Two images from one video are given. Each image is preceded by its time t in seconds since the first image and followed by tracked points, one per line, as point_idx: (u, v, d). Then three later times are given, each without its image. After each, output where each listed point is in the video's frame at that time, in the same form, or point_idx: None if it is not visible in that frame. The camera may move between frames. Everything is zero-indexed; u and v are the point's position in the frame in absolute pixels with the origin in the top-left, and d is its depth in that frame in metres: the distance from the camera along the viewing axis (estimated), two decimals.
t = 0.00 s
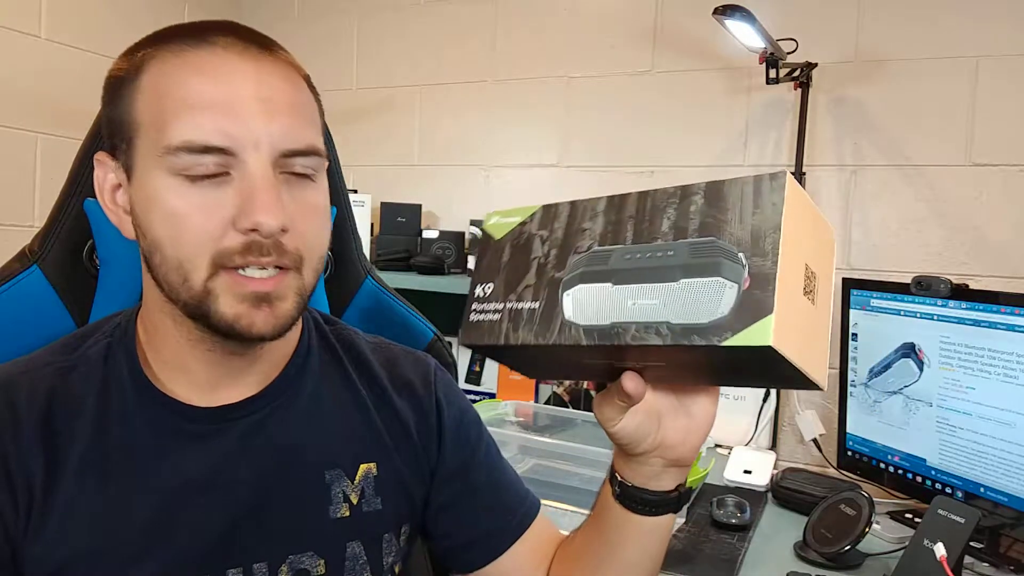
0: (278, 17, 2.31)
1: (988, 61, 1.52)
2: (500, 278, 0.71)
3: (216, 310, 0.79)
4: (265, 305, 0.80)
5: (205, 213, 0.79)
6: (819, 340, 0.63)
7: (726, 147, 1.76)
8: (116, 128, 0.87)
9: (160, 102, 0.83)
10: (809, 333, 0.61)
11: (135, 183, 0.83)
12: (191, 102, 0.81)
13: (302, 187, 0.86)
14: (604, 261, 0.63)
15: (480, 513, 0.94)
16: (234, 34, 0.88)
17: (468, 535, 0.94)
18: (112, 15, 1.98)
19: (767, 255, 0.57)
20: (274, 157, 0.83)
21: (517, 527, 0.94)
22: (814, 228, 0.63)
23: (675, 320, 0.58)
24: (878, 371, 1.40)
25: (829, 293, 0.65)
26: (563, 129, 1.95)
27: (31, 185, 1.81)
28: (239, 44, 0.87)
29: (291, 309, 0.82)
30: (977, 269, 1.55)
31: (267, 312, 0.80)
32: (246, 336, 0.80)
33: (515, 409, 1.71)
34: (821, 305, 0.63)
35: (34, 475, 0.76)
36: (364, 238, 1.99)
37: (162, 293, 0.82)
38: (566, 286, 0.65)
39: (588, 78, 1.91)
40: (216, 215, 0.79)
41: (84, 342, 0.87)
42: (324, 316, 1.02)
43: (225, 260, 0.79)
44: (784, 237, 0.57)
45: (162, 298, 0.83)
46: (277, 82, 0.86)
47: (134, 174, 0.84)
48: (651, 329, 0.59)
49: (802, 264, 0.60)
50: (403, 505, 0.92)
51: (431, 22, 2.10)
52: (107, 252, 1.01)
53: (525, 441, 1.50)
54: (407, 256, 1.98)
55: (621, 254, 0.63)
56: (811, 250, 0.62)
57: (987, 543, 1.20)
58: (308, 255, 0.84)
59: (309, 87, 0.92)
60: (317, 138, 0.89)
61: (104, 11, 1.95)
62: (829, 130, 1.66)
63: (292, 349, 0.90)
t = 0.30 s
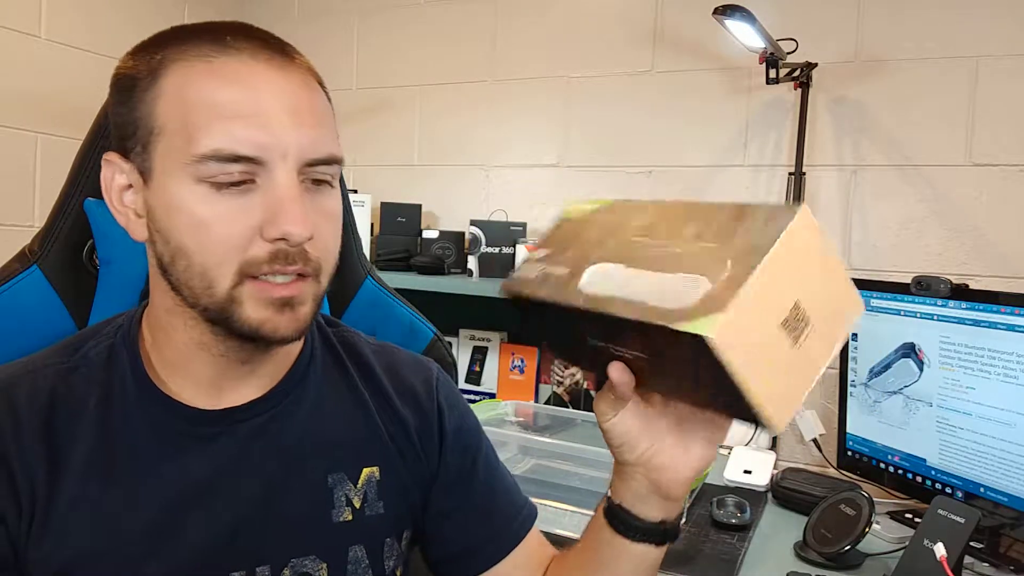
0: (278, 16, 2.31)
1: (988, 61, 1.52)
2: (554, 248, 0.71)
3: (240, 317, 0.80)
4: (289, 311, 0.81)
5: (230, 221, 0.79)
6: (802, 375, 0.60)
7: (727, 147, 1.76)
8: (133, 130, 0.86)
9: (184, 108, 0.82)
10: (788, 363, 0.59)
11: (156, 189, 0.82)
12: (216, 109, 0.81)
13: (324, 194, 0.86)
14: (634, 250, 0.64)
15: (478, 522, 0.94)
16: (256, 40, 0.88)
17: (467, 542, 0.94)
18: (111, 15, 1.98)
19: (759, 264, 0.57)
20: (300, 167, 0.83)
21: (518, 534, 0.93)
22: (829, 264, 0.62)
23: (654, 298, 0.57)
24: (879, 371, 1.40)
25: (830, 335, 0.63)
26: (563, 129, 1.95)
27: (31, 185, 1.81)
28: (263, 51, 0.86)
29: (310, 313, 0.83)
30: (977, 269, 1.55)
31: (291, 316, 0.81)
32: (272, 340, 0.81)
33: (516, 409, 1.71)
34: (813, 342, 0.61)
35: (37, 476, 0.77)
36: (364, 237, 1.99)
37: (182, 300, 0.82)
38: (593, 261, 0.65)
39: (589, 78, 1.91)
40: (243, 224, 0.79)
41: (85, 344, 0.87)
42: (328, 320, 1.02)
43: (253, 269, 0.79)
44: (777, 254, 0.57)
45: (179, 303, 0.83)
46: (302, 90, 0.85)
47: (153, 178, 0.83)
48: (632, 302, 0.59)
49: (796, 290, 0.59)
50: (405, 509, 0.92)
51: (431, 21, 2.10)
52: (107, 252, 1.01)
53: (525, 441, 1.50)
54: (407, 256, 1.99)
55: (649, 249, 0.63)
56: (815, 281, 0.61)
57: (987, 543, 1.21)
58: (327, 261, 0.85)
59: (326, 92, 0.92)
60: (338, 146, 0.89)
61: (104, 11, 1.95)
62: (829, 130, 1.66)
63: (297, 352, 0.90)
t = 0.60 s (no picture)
0: (278, 16, 2.31)
1: (988, 61, 1.52)
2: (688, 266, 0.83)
3: (221, 313, 0.80)
4: (268, 310, 0.81)
5: (212, 217, 0.81)
6: (733, 410, 0.64)
7: (727, 147, 1.76)
8: (140, 128, 0.89)
9: (178, 104, 0.84)
10: (722, 387, 0.64)
11: (151, 184, 0.85)
12: (206, 105, 0.82)
13: (312, 194, 0.86)
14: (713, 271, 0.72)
15: (491, 523, 0.96)
16: (254, 38, 0.89)
17: (475, 545, 0.95)
18: (112, 16, 1.98)
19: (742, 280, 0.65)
20: (284, 163, 0.84)
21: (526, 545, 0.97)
22: (828, 350, 0.65)
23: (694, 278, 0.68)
24: (878, 371, 1.40)
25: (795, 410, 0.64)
26: (563, 129, 1.95)
27: (31, 185, 1.81)
28: (259, 48, 0.87)
29: (295, 316, 0.83)
30: (977, 269, 1.55)
31: (271, 317, 0.82)
32: (250, 342, 0.81)
33: (515, 409, 1.71)
34: (765, 398, 0.64)
35: (47, 474, 0.76)
36: (364, 237, 1.99)
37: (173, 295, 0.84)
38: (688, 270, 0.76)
39: (589, 78, 1.91)
40: (224, 219, 0.81)
41: (100, 342, 0.87)
42: (337, 325, 1.02)
43: (231, 265, 0.80)
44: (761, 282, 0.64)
45: (173, 299, 0.85)
46: (294, 88, 0.86)
47: (153, 175, 0.85)
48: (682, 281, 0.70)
49: (764, 332, 0.64)
50: (411, 517, 0.92)
51: (431, 22, 2.10)
52: (106, 252, 1.01)
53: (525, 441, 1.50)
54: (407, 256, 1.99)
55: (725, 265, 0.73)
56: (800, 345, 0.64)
57: (987, 543, 1.21)
58: (315, 261, 0.85)
59: (330, 92, 0.92)
60: (332, 142, 0.90)
61: (104, 12, 1.95)
62: (829, 130, 1.66)
63: (304, 356, 0.90)
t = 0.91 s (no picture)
0: (277, 16, 2.31)
1: (988, 61, 1.52)
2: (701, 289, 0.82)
3: (240, 312, 0.81)
4: (288, 311, 0.82)
5: (234, 216, 0.81)
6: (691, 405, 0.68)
7: (727, 147, 1.76)
8: (155, 125, 0.88)
9: (200, 103, 0.84)
10: (676, 380, 0.69)
11: (168, 181, 0.84)
12: (230, 105, 0.82)
13: (331, 195, 0.87)
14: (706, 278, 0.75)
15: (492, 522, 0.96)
16: (274, 40, 0.89)
17: (478, 547, 0.95)
18: (111, 16, 1.97)
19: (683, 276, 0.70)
20: (307, 165, 0.84)
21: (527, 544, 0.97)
22: (780, 335, 0.66)
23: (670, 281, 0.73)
24: (878, 371, 1.40)
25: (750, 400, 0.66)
26: (563, 129, 1.95)
27: (31, 185, 1.81)
28: (280, 52, 0.87)
29: (312, 317, 0.84)
30: (977, 269, 1.55)
31: (290, 316, 0.82)
32: (268, 341, 0.82)
33: (515, 409, 1.71)
34: (717, 387, 0.67)
35: (51, 474, 0.76)
36: (364, 237, 1.99)
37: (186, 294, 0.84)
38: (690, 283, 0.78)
39: (589, 78, 1.91)
40: (246, 219, 0.81)
41: (102, 342, 0.87)
42: (340, 325, 1.02)
43: (252, 264, 0.81)
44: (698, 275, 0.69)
45: (185, 297, 0.84)
46: (314, 91, 0.86)
47: (169, 173, 0.85)
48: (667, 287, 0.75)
49: (714, 320, 0.68)
50: (413, 517, 0.92)
51: (431, 21, 2.10)
52: (107, 252, 1.00)
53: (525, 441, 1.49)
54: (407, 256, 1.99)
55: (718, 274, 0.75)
56: (749, 336, 0.66)
57: (986, 542, 1.21)
58: (331, 261, 0.86)
59: (346, 96, 0.93)
60: (349, 147, 0.90)
61: (104, 11, 1.95)
62: (829, 130, 1.66)
63: (307, 357, 0.90)
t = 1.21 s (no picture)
0: (277, 16, 2.31)
1: (988, 61, 1.52)
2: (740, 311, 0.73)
3: (278, 310, 0.81)
4: (326, 307, 0.83)
5: (274, 214, 0.81)
6: (686, 461, 0.64)
7: (727, 147, 1.76)
8: (170, 123, 0.87)
9: (231, 102, 0.83)
10: (677, 430, 0.65)
11: (195, 180, 0.83)
12: (267, 106, 0.83)
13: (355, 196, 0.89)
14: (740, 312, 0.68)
15: (490, 520, 0.96)
16: (296, 46, 0.90)
17: (475, 545, 0.95)
18: (112, 16, 1.97)
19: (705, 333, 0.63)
20: (339, 165, 0.86)
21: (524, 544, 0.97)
22: (800, 412, 0.60)
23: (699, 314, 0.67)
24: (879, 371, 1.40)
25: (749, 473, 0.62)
26: (563, 129, 1.95)
27: (31, 185, 1.81)
28: (302, 55, 0.89)
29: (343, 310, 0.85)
30: (977, 269, 1.55)
31: (328, 312, 0.83)
32: (308, 335, 0.83)
33: (515, 409, 1.70)
34: (720, 449, 0.63)
35: (47, 476, 0.76)
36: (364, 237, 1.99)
37: (215, 294, 0.83)
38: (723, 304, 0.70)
39: (589, 78, 1.91)
40: (286, 217, 0.81)
41: (98, 343, 0.86)
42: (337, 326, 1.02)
43: (292, 262, 0.81)
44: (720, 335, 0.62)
45: (206, 296, 0.84)
46: (340, 95, 0.88)
47: (191, 171, 0.84)
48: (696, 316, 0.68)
49: (733, 383, 0.62)
50: (410, 516, 0.92)
51: (431, 22, 2.10)
52: (107, 253, 1.00)
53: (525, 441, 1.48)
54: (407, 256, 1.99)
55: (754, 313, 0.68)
56: (766, 406, 0.61)
57: (987, 542, 1.21)
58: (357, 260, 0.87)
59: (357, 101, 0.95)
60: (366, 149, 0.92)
61: (104, 12, 1.95)
62: (829, 130, 1.66)
63: (305, 358, 0.90)
